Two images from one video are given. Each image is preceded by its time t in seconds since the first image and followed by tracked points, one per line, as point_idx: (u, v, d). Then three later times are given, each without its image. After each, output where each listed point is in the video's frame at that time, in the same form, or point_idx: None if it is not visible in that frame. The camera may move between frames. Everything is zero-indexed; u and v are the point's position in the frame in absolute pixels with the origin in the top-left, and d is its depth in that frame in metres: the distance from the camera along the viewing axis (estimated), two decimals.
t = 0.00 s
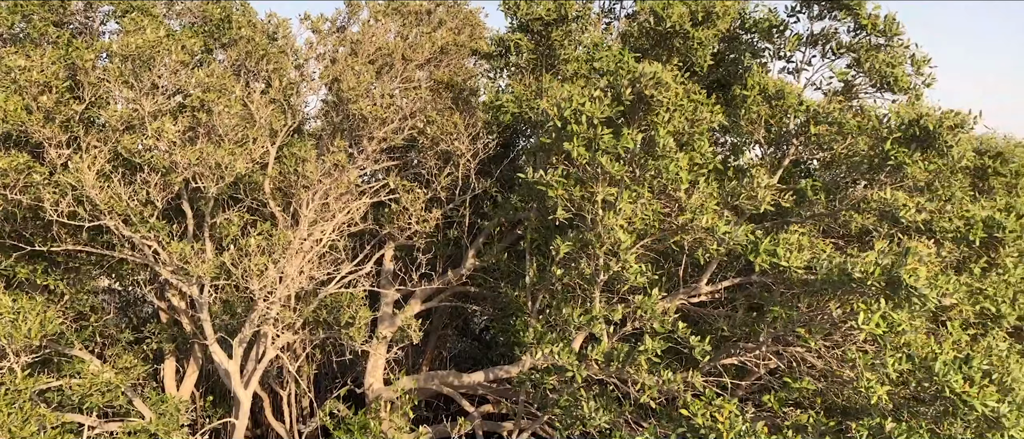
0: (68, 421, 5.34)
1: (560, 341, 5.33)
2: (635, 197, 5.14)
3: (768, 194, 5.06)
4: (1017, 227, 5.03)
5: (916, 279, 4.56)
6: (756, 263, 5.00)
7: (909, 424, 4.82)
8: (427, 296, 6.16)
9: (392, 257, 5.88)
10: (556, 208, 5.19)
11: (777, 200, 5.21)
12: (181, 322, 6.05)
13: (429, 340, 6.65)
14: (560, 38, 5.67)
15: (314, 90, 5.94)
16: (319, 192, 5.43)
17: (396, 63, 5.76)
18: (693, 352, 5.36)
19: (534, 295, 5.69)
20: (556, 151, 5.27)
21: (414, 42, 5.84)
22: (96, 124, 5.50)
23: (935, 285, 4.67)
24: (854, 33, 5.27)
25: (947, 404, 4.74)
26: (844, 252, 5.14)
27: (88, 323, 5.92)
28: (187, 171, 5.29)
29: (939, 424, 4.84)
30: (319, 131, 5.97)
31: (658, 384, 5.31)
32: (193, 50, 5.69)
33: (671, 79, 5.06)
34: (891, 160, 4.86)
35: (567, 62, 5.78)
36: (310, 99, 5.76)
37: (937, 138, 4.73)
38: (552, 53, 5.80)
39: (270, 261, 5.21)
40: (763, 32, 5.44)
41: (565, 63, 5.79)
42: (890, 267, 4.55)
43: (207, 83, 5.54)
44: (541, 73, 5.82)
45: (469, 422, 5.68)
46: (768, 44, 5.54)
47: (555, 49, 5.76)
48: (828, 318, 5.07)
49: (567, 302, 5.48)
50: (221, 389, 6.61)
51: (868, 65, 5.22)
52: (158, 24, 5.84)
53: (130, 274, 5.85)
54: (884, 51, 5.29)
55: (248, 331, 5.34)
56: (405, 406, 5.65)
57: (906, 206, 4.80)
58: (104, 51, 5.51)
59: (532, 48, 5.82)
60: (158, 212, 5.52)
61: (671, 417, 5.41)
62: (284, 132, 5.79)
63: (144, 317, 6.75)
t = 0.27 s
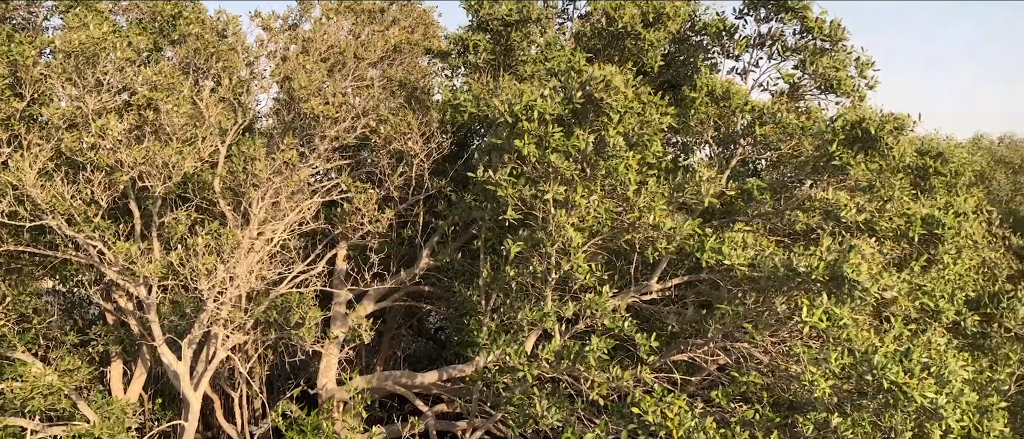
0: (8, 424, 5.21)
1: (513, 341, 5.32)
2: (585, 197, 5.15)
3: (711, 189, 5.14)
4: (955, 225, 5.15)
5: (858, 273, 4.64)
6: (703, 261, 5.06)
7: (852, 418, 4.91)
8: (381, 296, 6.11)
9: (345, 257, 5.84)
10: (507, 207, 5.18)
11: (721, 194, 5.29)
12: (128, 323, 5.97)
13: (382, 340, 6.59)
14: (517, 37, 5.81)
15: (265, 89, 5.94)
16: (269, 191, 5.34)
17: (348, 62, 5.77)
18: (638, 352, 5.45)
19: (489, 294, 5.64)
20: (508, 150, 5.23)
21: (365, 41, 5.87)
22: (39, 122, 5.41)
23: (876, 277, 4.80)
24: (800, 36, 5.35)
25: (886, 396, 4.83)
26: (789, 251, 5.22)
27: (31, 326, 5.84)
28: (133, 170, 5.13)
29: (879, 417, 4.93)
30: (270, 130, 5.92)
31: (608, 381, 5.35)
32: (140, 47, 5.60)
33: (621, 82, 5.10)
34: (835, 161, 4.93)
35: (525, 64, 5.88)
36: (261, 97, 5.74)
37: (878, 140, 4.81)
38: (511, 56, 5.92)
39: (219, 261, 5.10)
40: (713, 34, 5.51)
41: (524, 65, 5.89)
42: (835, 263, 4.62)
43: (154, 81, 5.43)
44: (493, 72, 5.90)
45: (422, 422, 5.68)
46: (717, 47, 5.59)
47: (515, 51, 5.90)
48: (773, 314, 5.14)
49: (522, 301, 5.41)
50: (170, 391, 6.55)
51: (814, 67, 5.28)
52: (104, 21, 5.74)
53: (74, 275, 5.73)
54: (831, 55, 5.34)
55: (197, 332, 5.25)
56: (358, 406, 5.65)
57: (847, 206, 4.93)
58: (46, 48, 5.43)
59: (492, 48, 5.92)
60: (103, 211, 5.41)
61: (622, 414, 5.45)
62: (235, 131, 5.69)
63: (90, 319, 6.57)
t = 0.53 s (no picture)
0: None
1: (464, 339, 5.33)
2: (536, 196, 5.15)
3: (657, 187, 5.23)
4: (897, 224, 5.23)
5: (802, 271, 4.73)
6: (651, 259, 5.11)
7: (798, 413, 4.96)
8: (333, 296, 6.05)
9: (297, 256, 5.81)
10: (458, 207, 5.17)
11: (667, 191, 5.39)
12: (73, 326, 5.86)
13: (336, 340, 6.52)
14: (479, 38, 5.80)
15: (215, 87, 5.89)
16: (219, 191, 5.22)
17: (300, 60, 5.76)
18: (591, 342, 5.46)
19: (442, 294, 5.64)
20: (458, 150, 5.19)
21: (318, 39, 5.91)
22: None
23: (819, 275, 4.88)
24: (747, 38, 5.46)
25: (829, 392, 4.90)
26: (736, 249, 5.29)
27: None
28: (78, 169, 5.02)
29: (824, 412, 5.00)
30: (220, 129, 5.83)
31: (560, 378, 5.37)
32: (84, 43, 5.51)
33: (571, 82, 5.19)
34: (778, 164, 5.04)
35: (484, 65, 5.89)
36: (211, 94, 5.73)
37: (820, 143, 4.92)
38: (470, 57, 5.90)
39: (166, 262, 5.00)
40: (664, 36, 5.56)
41: (482, 65, 5.90)
42: (781, 261, 4.73)
43: (99, 78, 5.33)
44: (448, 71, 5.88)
45: (374, 423, 5.63)
46: (667, 49, 5.65)
47: (475, 53, 5.89)
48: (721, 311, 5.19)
49: (474, 300, 5.44)
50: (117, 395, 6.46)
51: (760, 69, 5.39)
52: (48, 17, 5.65)
53: (15, 277, 5.61)
54: (777, 57, 5.46)
55: (144, 334, 5.15)
56: (310, 407, 5.59)
57: (789, 206, 5.00)
58: None
59: (451, 47, 5.86)
60: (45, 211, 5.30)
61: (574, 412, 5.44)
62: (183, 129, 5.54)
63: (34, 322, 6.53)
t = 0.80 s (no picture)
0: None
1: (417, 336, 5.38)
2: (490, 195, 5.19)
3: (609, 188, 5.27)
4: (842, 223, 5.30)
5: (750, 272, 4.78)
6: (605, 259, 5.10)
7: (745, 409, 5.03)
8: (287, 297, 5.99)
9: (249, 257, 5.76)
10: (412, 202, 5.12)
11: (620, 191, 5.40)
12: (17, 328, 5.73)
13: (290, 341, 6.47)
14: (438, 39, 5.75)
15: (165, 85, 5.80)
16: (169, 190, 5.13)
17: (252, 58, 5.70)
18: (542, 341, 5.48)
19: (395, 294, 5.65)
20: (411, 146, 5.17)
21: (270, 38, 5.90)
22: None
23: (767, 277, 4.93)
24: (698, 40, 5.53)
25: (776, 389, 4.97)
26: (686, 249, 5.36)
27: None
28: (19, 167, 4.80)
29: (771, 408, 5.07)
30: (170, 128, 5.72)
31: (512, 376, 5.41)
32: (28, 38, 5.40)
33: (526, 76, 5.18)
34: (725, 165, 5.21)
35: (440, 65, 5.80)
36: (162, 92, 5.69)
37: (765, 144, 5.13)
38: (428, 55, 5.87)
39: (112, 262, 4.91)
40: (617, 37, 5.54)
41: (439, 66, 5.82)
42: (728, 261, 4.75)
43: (43, 73, 5.20)
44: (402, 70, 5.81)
45: (327, 424, 5.62)
46: (619, 51, 5.63)
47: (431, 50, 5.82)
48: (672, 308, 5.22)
49: (427, 299, 5.46)
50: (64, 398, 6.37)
51: (710, 70, 5.47)
52: None
53: None
54: (725, 59, 5.54)
55: (89, 336, 5.05)
56: (262, 409, 5.54)
57: (735, 207, 5.07)
58: None
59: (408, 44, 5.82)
60: None
61: (527, 410, 5.46)
62: (131, 128, 5.43)
63: None
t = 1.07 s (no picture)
0: None
1: (367, 339, 5.39)
2: (444, 191, 5.15)
3: (564, 186, 5.22)
4: (789, 223, 5.33)
5: (696, 277, 4.83)
6: (556, 261, 5.11)
7: (695, 406, 5.09)
8: (238, 298, 5.91)
9: (199, 257, 5.65)
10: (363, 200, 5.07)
11: (574, 191, 5.38)
12: None
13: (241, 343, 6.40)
14: (391, 38, 5.72)
15: (111, 83, 5.66)
16: (114, 190, 5.01)
17: (201, 56, 5.68)
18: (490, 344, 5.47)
19: (347, 295, 5.62)
20: (364, 143, 5.16)
21: (219, 36, 5.89)
22: None
23: (712, 283, 5.01)
24: (651, 43, 5.45)
25: (724, 386, 5.06)
26: (638, 249, 5.38)
27: None
28: None
29: (720, 405, 5.16)
30: (116, 126, 5.62)
31: (465, 376, 5.45)
32: None
33: (480, 75, 5.12)
34: (674, 165, 5.25)
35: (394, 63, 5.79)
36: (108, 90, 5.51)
37: (711, 146, 5.11)
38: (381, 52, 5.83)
39: (53, 263, 4.78)
40: (570, 39, 5.46)
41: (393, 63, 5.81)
42: (674, 266, 4.76)
43: None
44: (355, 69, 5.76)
45: (279, 426, 5.58)
46: (573, 55, 5.54)
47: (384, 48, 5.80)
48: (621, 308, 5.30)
49: (379, 300, 5.46)
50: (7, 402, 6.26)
51: (663, 73, 5.38)
52: None
53: None
54: (677, 62, 5.47)
55: (30, 340, 4.90)
56: (213, 412, 5.45)
57: (683, 208, 5.08)
58: None
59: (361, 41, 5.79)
60: None
61: (480, 409, 5.48)
62: (76, 126, 5.30)
63: None
